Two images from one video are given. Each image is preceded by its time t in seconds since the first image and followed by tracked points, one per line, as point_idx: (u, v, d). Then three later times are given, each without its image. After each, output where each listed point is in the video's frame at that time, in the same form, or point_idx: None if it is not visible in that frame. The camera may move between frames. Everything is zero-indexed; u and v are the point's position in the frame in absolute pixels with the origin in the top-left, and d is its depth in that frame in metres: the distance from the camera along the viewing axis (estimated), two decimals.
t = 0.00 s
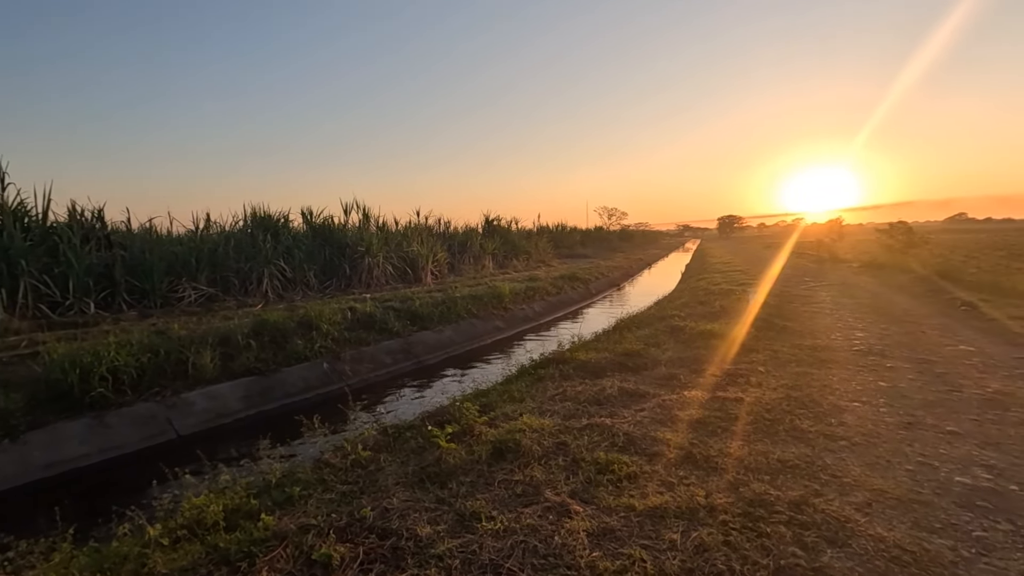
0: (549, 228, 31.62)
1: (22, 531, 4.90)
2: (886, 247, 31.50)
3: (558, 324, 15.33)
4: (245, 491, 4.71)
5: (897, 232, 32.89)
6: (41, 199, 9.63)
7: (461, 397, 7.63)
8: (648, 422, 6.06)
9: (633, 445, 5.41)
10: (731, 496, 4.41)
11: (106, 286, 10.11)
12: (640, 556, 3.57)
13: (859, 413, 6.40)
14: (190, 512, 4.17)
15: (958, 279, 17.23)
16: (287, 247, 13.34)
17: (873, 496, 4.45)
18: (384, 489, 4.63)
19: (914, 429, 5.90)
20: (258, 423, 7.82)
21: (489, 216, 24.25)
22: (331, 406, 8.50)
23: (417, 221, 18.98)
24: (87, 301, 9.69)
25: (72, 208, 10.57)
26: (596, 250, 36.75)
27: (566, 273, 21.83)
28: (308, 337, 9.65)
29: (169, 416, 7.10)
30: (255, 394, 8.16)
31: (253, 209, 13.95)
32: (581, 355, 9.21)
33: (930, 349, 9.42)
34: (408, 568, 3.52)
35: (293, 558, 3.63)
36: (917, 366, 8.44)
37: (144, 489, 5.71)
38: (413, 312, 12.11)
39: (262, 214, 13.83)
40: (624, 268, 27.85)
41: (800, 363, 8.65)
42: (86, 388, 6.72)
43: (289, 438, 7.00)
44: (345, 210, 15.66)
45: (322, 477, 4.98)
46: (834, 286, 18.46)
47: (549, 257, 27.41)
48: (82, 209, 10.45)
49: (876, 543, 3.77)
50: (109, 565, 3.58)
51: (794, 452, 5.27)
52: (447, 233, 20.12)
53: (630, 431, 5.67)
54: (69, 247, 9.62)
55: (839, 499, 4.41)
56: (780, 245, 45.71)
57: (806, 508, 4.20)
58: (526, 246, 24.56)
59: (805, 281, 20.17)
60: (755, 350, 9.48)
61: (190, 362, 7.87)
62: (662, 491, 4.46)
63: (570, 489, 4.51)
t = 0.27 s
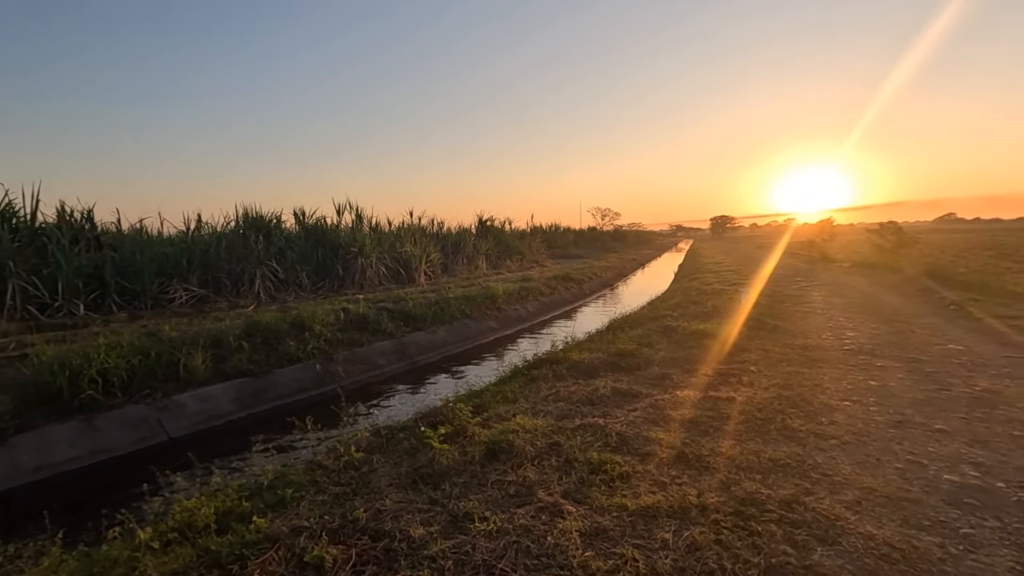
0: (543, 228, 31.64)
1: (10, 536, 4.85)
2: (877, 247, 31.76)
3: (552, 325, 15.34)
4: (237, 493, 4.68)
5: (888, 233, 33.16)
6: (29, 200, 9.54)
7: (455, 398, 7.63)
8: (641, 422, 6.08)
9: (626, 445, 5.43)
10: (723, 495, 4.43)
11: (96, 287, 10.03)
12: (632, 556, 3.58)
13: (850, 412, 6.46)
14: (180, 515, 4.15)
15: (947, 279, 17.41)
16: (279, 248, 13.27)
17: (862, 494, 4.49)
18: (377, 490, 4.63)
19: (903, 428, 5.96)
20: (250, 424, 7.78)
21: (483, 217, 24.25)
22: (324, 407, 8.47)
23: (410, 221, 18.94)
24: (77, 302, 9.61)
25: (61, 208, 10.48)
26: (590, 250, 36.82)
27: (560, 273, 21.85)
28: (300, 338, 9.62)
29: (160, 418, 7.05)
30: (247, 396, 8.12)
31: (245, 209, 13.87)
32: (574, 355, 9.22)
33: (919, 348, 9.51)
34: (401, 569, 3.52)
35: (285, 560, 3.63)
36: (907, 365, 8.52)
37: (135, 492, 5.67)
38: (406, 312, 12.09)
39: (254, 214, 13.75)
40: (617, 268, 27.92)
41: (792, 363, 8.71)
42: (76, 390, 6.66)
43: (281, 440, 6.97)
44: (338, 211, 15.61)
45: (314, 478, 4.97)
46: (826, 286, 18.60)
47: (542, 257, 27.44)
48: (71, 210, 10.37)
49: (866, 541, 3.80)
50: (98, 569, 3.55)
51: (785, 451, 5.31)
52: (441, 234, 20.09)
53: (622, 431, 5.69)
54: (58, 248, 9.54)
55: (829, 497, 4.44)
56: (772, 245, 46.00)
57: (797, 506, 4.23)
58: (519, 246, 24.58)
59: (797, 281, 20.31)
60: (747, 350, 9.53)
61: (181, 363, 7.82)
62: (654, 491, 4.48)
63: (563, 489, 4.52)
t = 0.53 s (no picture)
0: (535, 228, 31.68)
1: None
2: (866, 247, 32.07)
3: (544, 325, 15.36)
4: (228, 495, 4.65)
5: (877, 233, 33.47)
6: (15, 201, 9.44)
7: (447, 398, 7.62)
8: (633, 422, 6.11)
9: (618, 445, 5.45)
10: (714, 494, 4.46)
11: (84, 289, 9.93)
12: (624, 555, 3.60)
13: (839, 410, 6.51)
14: (170, 518, 4.12)
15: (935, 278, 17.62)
16: (270, 249, 13.19)
17: (852, 492, 4.53)
18: (369, 492, 4.62)
19: (892, 426, 6.02)
20: (241, 426, 7.73)
21: (475, 217, 24.25)
22: (316, 409, 8.43)
23: (402, 222, 18.90)
24: (64, 304, 9.51)
25: (48, 209, 10.37)
26: (582, 250, 36.90)
27: (552, 274, 21.88)
28: (292, 339, 9.57)
29: (150, 421, 7.00)
30: (238, 397, 8.07)
31: (236, 209, 13.78)
32: (566, 355, 9.24)
33: (908, 347, 9.61)
34: (392, 570, 3.51)
35: (276, 562, 3.61)
36: (895, 364, 8.61)
37: (124, 495, 5.62)
38: (399, 313, 12.06)
39: (245, 215, 13.66)
40: (610, 269, 28.00)
41: (782, 362, 8.77)
42: (64, 393, 6.60)
43: (272, 442, 6.93)
44: (329, 211, 15.55)
45: (306, 480, 4.94)
46: (816, 285, 18.77)
47: (535, 257, 27.46)
48: (59, 211, 10.27)
49: (855, 538, 3.84)
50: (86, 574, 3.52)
51: (776, 449, 5.35)
52: (433, 234, 20.07)
53: (614, 431, 5.71)
54: (45, 249, 9.44)
55: (819, 495, 4.48)
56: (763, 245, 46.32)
57: (787, 504, 4.27)
58: (512, 246, 24.59)
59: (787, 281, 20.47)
60: (738, 349, 9.58)
61: (171, 365, 7.76)
62: (645, 490, 4.50)
63: (555, 489, 4.53)
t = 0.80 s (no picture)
0: (527, 229, 31.69)
1: None
2: (855, 247, 32.40)
3: (537, 325, 15.37)
4: (217, 498, 4.62)
5: (866, 233, 33.82)
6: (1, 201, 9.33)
7: (439, 399, 7.62)
8: (624, 422, 6.13)
9: (609, 445, 5.47)
10: (704, 493, 4.49)
11: (72, 290, 9.83)
12: (614, 555, 3.61)
13: (828, 409, 6.58)
14: (158, 521, 4.08)
15: (923, 278, 17.83)
16: (261, 249, 13.09)
17: (840, 490, 4.58)
18: (360, 493, 4.60)
19: (880, 425, 6.09)
20: (231, 429, 7.68)
21: (467, 218, 24.22)
22: (307, 410, 8.39)
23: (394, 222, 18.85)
24: (51, 306, 9.42)
25: (34, 210, 10.26)
26: (574, 250, 36.97)
27: (544, 274, 21.90)
28: (283, 341, 9.52)
29: (139, 423, 6.93)
30: (229, 399, 8.02)
31: (226, 210, 13.68)
32: (558, 355, 9.27)
33: (896, 346, 9.72)
34: (384, 572, 3.51)
35: (266, 565, 3.59)
36: (883, 363, 8.71)
37: (112, 498, 5.56)
38: (390, 314, 12.03)
39: (235, 215, 13.56)
40: (602, 269, 28.08)
41: (772, 361, 8.84)
42: (50, 395, 6.53)
43: (263, 444, 6.89)
44: (320, 212, 15.48)
45: (296, 482, 4.92)
46: (806, 285, 18.93)
47: (527, 258, 27.48)
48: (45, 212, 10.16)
49: (843, 536, 3.88)
50: None
51: (765, 448, 5.39)
52: (425, 234, 20.03)
53: (606, 431, 5.73)
54: (31, 250, 9.34)
55: (808, 493, 4.52)
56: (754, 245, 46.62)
57: (776, 503, 4.30)
58: (504, 247, 24.59)
59: (777, 281, 20.63)
60: (729, 349, 9.64)
61: (160, 367, 7.70)
62: (636, 490, 4.52)
63: (547, 489, 4.54)
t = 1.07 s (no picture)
0: (519, 229, 31.72)
1: None
2: (843, 247, 32.72)
3: (528, 325, 15.39)
4: (205, 501, 4.59)
5: (854, 234, 34.18)
6: None
7: (430, 400, 7.61)
8: (615, 421, 6.16)
9: (600, 445, 5.49)
10: (693, 492, 4.52)
11: (58, 292, 9.73)
12: (604, 554, 3.63)
13: (816, 408, 6.64)
14: (146, 525, 4.05)
15: (910, 277, 18.05)
16: (251, 250, 12.99)
17: (827, 488, 4.63)
18: (350, 495, 4.59)
19: (867, 423, 6.16)
20: (221, 431, 7.63)
21: (459, 218, 24.20)
22: (297, 412, 8.35)
23: (385, 223, 18.79)
24: (37, 307, 9.32)
25: (19, 210, 10.15)
26: (566, 251, 37.05)
27: (536, 274, 21.92)
28: (273, 342, 9.47)
29: (126, 426, 6.87)
30: (218, 401, 7.96)
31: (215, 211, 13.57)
32: (549, 356, 9.29)
33: (883, 345, 9.83)
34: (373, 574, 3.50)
35: (255, 568, 3.58)
36: (870, 361, 8.81)
37: (99, 502, 5.51)
38: (382, 315, 11.99)
39: (224, 216, 13.45)
40: (593, 269, 28.16)
41: (761, 361, 8.91)
42: (36, 399, 6.46)
43: (252, 446, 6.85)
44: (311, 212, 15.40)
45: (286, 484, 4.90)
46: (795, 285, 19.10)
47: (519, 258, 27.49)
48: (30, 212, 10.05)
49: (830, 533, 3.92)
50: None
51: (754, 447, 5.44)
52: (417, 235, 19.99)
53: (596, 431, 5.76)
54: (16, 252, 9.26)
55: (795, 491, 4.57)
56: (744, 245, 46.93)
57: (764, 501, 4.34)
58: (496, 247, 24.59)
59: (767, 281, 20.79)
60: (719, 349, 9.71)
61: (148, 369, 7.64)
62: (626, 489, 4.55)
63: (537, 489, 4.55)
